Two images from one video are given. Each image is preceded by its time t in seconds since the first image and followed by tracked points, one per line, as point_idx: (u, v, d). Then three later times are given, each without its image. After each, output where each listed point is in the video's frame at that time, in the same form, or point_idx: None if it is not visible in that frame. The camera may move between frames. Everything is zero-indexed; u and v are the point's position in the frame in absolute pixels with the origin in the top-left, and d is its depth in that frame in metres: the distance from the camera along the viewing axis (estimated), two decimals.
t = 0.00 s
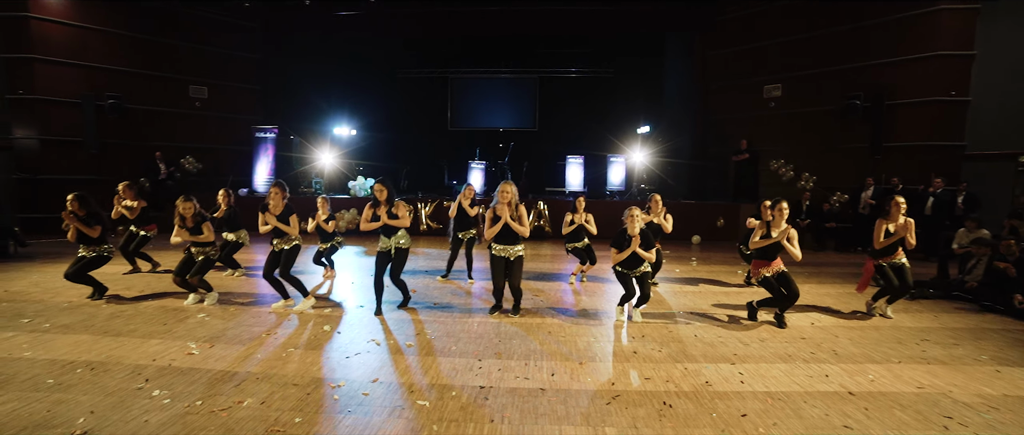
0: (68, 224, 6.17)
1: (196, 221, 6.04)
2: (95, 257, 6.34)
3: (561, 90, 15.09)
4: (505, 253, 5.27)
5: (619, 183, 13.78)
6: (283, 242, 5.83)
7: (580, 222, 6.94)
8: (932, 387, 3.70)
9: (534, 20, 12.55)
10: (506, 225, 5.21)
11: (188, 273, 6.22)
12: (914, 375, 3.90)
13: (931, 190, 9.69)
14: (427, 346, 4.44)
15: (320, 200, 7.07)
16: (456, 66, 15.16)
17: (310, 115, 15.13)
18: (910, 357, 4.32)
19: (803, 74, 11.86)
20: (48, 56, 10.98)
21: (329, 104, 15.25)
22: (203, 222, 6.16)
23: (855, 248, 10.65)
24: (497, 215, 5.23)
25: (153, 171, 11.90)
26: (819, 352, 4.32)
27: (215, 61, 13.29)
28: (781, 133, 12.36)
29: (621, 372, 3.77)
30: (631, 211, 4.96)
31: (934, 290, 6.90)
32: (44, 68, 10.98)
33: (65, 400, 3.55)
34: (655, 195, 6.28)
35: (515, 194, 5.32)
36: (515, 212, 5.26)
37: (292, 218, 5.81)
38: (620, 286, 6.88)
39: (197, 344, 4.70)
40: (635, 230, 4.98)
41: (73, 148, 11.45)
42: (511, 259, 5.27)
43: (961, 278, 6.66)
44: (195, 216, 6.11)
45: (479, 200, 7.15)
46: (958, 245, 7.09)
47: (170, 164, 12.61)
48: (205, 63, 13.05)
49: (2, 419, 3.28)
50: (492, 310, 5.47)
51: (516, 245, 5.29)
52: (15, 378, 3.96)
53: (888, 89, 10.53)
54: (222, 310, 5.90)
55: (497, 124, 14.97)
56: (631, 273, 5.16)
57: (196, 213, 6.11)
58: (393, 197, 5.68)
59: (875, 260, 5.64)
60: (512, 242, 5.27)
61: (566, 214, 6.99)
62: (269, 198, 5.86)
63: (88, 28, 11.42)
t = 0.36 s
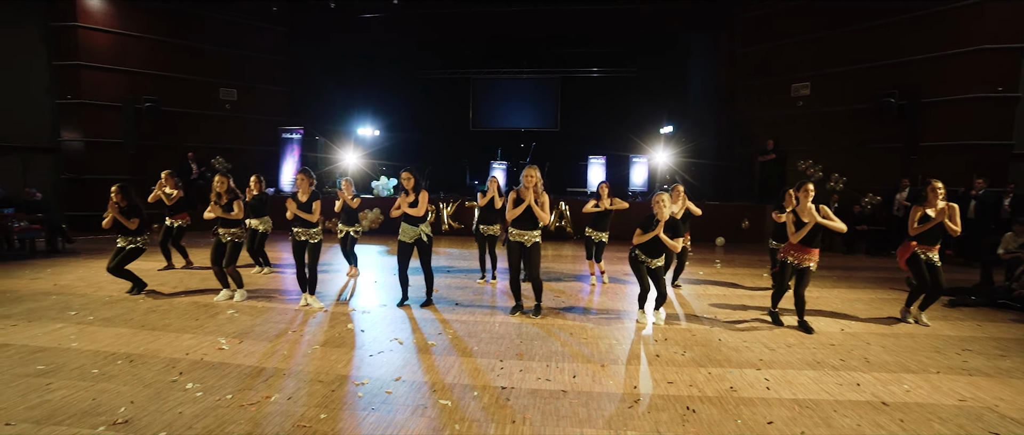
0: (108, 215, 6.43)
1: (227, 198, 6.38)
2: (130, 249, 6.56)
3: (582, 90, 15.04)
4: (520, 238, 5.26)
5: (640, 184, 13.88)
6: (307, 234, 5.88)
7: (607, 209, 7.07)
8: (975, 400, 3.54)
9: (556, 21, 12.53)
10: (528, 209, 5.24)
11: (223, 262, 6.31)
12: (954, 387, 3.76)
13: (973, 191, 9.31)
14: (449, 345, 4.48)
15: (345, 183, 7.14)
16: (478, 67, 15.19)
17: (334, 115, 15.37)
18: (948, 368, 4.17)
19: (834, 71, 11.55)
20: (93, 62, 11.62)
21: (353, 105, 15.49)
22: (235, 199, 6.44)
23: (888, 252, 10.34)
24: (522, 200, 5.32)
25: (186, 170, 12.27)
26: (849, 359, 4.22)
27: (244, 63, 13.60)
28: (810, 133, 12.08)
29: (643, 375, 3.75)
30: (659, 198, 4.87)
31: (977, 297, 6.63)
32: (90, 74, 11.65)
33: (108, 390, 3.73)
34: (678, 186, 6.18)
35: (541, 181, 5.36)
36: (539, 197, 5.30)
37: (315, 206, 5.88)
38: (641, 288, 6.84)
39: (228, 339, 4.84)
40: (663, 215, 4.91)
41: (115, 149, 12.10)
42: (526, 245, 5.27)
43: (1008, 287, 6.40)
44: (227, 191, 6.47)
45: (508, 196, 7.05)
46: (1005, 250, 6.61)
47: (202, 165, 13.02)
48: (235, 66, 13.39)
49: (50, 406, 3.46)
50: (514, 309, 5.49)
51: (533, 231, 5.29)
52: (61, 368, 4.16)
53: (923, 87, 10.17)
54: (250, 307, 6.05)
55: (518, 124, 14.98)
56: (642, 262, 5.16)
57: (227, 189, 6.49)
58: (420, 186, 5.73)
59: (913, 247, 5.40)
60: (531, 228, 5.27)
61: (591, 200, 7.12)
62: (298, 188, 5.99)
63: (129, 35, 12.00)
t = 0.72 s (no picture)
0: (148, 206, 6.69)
1: (256, 191, 6.51)
2: (164, 244, 6.76)
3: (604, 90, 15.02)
4: (552, 237, 5.21)
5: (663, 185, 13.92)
6: (336, 234, 5.94)
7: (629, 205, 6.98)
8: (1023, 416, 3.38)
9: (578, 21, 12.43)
10: (554, 208, 5.25)
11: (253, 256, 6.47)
12: (997, 401, 3.60)
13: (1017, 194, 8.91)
14: (472, 346, 4.51)
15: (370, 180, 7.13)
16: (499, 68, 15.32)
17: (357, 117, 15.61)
18: (990, 379, 4.01)
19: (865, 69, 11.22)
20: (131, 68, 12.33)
21: (376, 106, 15.74)
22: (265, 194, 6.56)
23: (923, 256, 10.03)
24: (547, 199, 5.28)
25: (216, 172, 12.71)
26: (883, 368, 4.11)
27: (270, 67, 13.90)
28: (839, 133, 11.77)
29: (667, 380, 3.73)
30: (680, 185, 4.98)
31: None
32: (128, 80, 12.38)
33: (147, 383, 3.91)
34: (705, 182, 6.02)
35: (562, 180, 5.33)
36: (562, 195, 5.30)
37: (345, 203, 6.06)
38: (664, 290, 6.77)
39: (257, 337, 4.97)
40: (683, 201, 5.00)
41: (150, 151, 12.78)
42: (558, 244, 5.23)
43: None
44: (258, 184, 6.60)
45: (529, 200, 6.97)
46: None
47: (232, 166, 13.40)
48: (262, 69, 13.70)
49: (96, 397, 3.66)
50: (538, 309, 5.51)
51: (563, 228, 5.24)
52: (104, 362, 4.38)
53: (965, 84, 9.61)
54: (278, 305, 6.20)
55: (540, 125, 14.98)
56: (673, 255, 5.09)
57: (258, 183, 6.61)
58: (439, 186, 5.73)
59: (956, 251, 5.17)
60: (560, 226, 5.23)
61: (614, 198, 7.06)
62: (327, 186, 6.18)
63: (165, 43, 12.67)
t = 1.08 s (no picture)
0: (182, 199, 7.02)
1: (283, 192, 6.61)
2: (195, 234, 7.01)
3: (625, 90, 14.99)
4: (572, 239, 5.22)
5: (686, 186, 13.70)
6: (362, 233, 6.10)
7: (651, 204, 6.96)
8: None
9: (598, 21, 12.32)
10: (574, 209, 5.24)
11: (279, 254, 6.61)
12: None
13: None
14: (494, 347, 4.55)
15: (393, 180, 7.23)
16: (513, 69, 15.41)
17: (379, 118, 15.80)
18: None
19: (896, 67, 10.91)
20: (164, 72, 12.86)
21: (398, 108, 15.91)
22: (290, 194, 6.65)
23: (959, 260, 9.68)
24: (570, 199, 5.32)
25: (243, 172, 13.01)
26: (919, 378, 3.97)
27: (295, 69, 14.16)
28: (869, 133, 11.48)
29: (691, 384, 3.71)
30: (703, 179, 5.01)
31: None
32: (162, 84, 12.90)
33: (182, 377, 4.07)
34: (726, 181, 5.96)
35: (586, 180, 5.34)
36: (586, 197, 5.29)
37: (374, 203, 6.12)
38: (687, 293, 6.71)
39: (284, 334, 5.09)
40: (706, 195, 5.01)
41: (181, 152, 13.31)
42: (578, 245, 5.23)
43: None
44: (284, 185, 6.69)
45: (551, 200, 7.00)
46: None
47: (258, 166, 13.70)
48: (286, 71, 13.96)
49: (135, 389, 3.85)
50: (559, 311, 5.51)
51: (583, 230, 5.23)
52: (143, 355, 4.61)
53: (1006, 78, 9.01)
54: (303, 303, 6.33)
55: (560, 125, 14.97)
56: (695, 250, 5.04)
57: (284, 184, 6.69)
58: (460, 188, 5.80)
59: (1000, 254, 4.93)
60: (580, 227, 5.22)
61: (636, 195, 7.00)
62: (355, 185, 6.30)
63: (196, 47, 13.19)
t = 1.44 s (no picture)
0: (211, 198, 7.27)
1: (307, 193, 6.75)
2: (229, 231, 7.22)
3: (643, 90, 14.99)
4: (587, 240, 5.21)
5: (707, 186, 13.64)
6: (382, 233, 6.19)
7: (674, 205, 6.99)
8: None
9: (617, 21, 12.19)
10: (590, 210, 5.20)
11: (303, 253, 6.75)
12: None
13: None
14: (515, 347, 4.57)
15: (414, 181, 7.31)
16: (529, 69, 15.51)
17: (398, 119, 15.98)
18: None
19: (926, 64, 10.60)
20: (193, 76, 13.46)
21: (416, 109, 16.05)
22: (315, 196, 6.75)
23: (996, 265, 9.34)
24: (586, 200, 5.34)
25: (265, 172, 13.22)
26: (955, 386, 3.85)
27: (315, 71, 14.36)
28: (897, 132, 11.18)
29: (713, 387, 3.68)
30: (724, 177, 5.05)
31: None
32: (190, 86, 13.49)
33: (210, 372, 4.22)
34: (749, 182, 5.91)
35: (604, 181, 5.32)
36: (603, 198, 5.27)
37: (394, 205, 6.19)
38: (708, 295, 6.64)
39: (307, 332, 5.19)
40: (727, 195, 5.03)
41: (207, 152, 13.71)
42: (593, 246, 5.21)
43: None
44: (308, 185, 6.85)
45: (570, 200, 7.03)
46: None
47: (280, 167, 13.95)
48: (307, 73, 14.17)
49: (168, 383, 4.02)
50: (578, 312, 5.51)
51: (598, 232, 5.22)
52: (174, 350, 4.82)
53: None
54: (325, 302, 6.43)
55: (578, 125, 14.94)
56: (716, 251, 4.97)
57: (308, 184, 6.83)
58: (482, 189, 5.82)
59: None
60: (596, 229, 5.21)
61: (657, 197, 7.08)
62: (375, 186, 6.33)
63: (221, 50, 13.67)
